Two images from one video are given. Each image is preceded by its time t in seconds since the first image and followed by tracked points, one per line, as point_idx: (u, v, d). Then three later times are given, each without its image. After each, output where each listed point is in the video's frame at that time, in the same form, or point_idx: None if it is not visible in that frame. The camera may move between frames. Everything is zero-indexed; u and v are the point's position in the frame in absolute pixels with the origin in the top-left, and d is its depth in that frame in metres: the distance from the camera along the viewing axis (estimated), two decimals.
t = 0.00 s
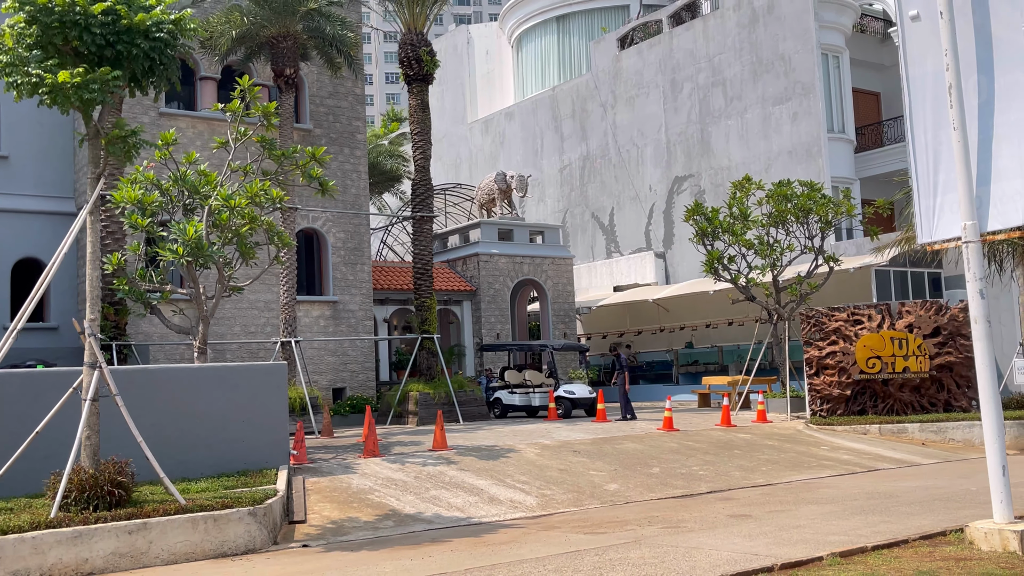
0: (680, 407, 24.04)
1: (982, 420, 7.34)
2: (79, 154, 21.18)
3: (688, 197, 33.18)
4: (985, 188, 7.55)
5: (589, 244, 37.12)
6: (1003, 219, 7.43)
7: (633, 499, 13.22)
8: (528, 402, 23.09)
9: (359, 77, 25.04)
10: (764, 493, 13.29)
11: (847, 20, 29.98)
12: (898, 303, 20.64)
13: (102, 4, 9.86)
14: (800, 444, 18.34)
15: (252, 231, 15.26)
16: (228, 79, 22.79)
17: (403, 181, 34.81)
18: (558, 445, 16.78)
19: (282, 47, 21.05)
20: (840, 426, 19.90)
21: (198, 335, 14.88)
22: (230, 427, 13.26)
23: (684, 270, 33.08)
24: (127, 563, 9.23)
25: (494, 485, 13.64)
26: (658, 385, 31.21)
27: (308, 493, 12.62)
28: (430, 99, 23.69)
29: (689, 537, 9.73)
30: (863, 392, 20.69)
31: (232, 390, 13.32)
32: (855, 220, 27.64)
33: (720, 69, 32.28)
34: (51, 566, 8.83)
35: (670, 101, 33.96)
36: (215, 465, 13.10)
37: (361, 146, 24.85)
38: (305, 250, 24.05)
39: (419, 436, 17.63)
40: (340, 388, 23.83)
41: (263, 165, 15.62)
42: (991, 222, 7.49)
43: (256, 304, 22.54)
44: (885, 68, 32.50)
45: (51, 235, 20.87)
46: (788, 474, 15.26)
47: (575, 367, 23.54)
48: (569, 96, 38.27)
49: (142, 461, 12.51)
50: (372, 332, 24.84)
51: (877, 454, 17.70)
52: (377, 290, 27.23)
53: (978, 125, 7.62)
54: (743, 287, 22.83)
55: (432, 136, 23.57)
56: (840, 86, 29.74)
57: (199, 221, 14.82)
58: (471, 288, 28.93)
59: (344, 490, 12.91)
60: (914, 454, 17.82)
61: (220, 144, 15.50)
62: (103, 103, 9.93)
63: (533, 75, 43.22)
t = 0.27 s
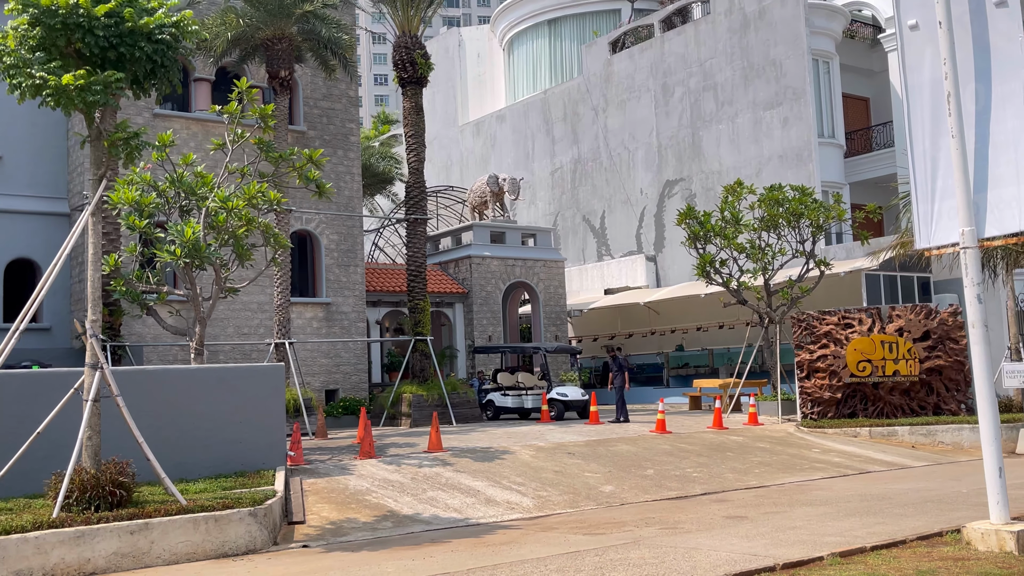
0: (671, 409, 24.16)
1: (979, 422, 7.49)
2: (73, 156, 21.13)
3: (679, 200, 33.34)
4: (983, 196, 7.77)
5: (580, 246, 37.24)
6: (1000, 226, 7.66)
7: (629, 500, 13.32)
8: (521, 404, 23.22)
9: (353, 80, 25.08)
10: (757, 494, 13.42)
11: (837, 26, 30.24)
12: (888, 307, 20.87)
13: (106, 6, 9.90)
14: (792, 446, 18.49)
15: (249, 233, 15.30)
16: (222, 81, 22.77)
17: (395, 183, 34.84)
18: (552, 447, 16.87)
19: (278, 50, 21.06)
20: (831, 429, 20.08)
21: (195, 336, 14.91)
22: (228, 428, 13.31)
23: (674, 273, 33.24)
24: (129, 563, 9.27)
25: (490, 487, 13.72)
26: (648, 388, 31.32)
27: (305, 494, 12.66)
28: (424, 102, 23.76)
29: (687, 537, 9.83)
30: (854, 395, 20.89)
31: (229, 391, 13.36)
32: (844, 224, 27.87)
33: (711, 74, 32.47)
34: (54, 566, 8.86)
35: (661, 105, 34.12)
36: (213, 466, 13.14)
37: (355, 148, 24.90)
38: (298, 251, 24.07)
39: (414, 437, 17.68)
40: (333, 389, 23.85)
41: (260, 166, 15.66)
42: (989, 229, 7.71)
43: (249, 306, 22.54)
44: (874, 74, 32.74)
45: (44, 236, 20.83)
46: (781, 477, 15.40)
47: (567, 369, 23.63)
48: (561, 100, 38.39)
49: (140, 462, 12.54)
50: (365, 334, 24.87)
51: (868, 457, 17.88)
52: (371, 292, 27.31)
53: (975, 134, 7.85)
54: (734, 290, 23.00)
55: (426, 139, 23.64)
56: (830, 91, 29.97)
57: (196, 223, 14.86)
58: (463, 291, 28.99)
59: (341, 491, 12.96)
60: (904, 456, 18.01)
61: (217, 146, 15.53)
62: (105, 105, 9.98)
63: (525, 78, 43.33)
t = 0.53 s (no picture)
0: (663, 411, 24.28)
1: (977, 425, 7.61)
2: (67, 155, 21.11)
3: (671, 203, 33.49)
4: (982, 202, 7.97)
5: (572, 249, 37.35)
6: (998, 232, 7.85)
7: (625, 501, 13.43)
8: (515, 406, 23.24)
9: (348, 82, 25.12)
10: (752, 495, 13.54)
11: (828, 31, 30.47)
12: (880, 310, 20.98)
13: (110, 8, 9.92)
14: (784, 448, 18.64)
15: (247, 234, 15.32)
16: (217, 82, 22.77)
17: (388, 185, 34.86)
18: (548, 448, 16.96)
19: (274, 51, 21.07)
20: (823, 431, 20.25)
21: (192, 336, 14.94)
22: (226, 428, 13.34)
23: (666, 275, 33.40)
24: (131, 562, 9.30)
25: (487, 487, 13.79)
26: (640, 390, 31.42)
27: (303, 494, 12.70)
28: (419, 104, 23.83)
29: (686, 537, 9.92)
30: (845, 398, 21.05)
31: (227, 391, 13.39)
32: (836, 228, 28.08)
33: (704, 78, 32.65)
34: (57, 565, 8.89)
35: (654, 108, 34.27)
36: (211, 466, 13.17)
37: (350, 150, 24.94)
38: (293, 253, 24.10)
39: (409, 438, 17.74)
40: (326, 391, 23.88)
41: (257, 168, 15.69)
42: (987, 234, 7.90)
43: (243, 306, 22.55)
44: (865, 78, 32.88)
45: (38, 236, 20.78)
46: (774, 478, 15.54)
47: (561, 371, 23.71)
48: (554, 102, 38.48)
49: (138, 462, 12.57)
50: (359, 335, 24.90)
51: (859, 458, 18.04)
52: (365, 293, 27.30)
53: (974, 141, 8.05)
54: (727, 293, 23.15)
55: (421, 141, 23.72)
56: (822, 96, 30.20)
57: (194, 223, 14.89)
58: (457, 292, 29.06)
59: (339, 491, 13.01)
60: (895, 458, 18.19)
61: (215, 147, 15.57)
62: (109, 107, 10.02)
63: (517, 81, 43.43)
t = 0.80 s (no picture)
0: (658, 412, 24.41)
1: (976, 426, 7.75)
2: (65, 155, 21.10)
3: (665, 205, 33.62)
4: (981, 206, 8.17)
5: (566, 250, 37.46)
6: (997, 235, 8.05)
7: (623, 501, 13.53)
8: (510, 406, 23.29)
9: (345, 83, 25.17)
10: (749, 495, 13.66)
11: (822, 35, 30.66)
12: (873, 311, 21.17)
13: (116, 10, 9.97)
14: (779, 449, 18.78)
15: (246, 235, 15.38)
16: (215, 82, 22.80)
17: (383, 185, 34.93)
18: (545, 448, 17.05)
19: (272, 52, 21.11)
20: (817, 432, 20.41)
21: (192, 336, 15.01)
22: (226, 428, 13.41)
23: (660, 277, 33.56)
24: (136, 560, 9.35)
25: (486, 487, 13.87)
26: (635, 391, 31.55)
27: (303, 493, 12.76)
28: (416, 106, 23.95)
29: (686, 537, 10.01)
30: (839, 399, 21.21)
31: (227, 392, 13.47)
32: (829, 231, 28.27)
33: (698, 80, 32.80)
34: (63, 563, 8.96)
35: (648, 111, 34.40)
36: (211, 466, 13.25)
37: (346, 150, 24.99)
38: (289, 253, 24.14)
39: (407, 438, 17.81)
40: (322, 391, 23.93)
41: (257, 168, 15.74)
42: (986, 238, 8.11)
43: (240, 307, 22.59)
44: (857, 82, 33.21)
45: (35, 235, 20.78)
46: (770, 478, 15.67)
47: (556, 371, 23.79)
48: (548, 104, 38.58)
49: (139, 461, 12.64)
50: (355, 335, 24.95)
51: (853, 459, 18.19)
52: (361, 294, 27.22)
53: (973, 146, 8.27)
54: (722, 295, 23.31)
55: (418, 142, 23.83)
56: (815, 99, 30.38)
57: (194, 223, 14.95)
58: (452, 293, 29.13)
59: (339, 490, 13.07)
60: (888, 459, 18.36)
61: (215, 147, 15.62)
62: (114, 108, 10.07)
63: (512, 82, 43.54)
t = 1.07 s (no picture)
0: (654, 412, 24.52)
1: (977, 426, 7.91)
2: (64, 154, 21.09)
3: (661, 206, 33.75)
4: (983, 209, 8.38)
5: (562, 250, 37.55)
6: (999, 238, 8.26)
7: (623, 500, 13.64)
8: (507, 406, 23.41)
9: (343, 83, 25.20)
10: (748, 495, 13.78)
11: (817, 37, 30.82)
12: (869, 313, 21.39)
13: (123, 11, 10.01)
14: (776, 449, 18.90)
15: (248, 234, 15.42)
16: (213, 82, 22.82)
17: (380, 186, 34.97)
18: (544, 448, 17.14)
19: (271, 52, 21.16)
20: (813, 432, 20.57)
21: (193, 336, 15.05)
22: (228, 427, 13.48)
23: (656, 278, 33.71)
24: (142, 558, 9.41)
25: (487, 486, 13.95)
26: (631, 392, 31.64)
27: (305, 492, 12.82)
28: (414, 106, 24.04)
29: (689, 535, 10.11)
30: (835, 400, 21.34)
31: (229, 391, 13.53)
32: (824, 233, 28.43)
33: (694, 82, 32.93)
34: (70, 560, 9.02)
35: (644, 112, 34.52)
36: (213, 465, 13.31)
37: (344, 151, 25.02)
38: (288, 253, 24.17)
39: (406, 437, 17.88)
40: (320, 390, 23.98)
41: (258, 168, 15.79)
42: (987, 240, 8.32)
43: (238, 306, 22.62)
44: (852, 84, 33.36)
45: (33, 234, 20.78)
46: (767, 478, 15.80)
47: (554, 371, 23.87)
48: (544, 105, 38.64)
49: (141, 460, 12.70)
50: (352, 335, 24.99)
51: (849, 459, 18.33)
52: (358, 294, 27.05)
53: (975, 150, 8.48)
54: (718, 296, 23.43)
55: (416, 143, 23.98)
56: (811, 101, 30.54)
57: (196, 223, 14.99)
58: (449, 293, 29.18)
59: (341, 489, 13.13)
60: (884, 459, 18.51)
61: (216, 147, 15.66)
62: (121, 109, 10.12)
63: (508, 83, 43.62)
